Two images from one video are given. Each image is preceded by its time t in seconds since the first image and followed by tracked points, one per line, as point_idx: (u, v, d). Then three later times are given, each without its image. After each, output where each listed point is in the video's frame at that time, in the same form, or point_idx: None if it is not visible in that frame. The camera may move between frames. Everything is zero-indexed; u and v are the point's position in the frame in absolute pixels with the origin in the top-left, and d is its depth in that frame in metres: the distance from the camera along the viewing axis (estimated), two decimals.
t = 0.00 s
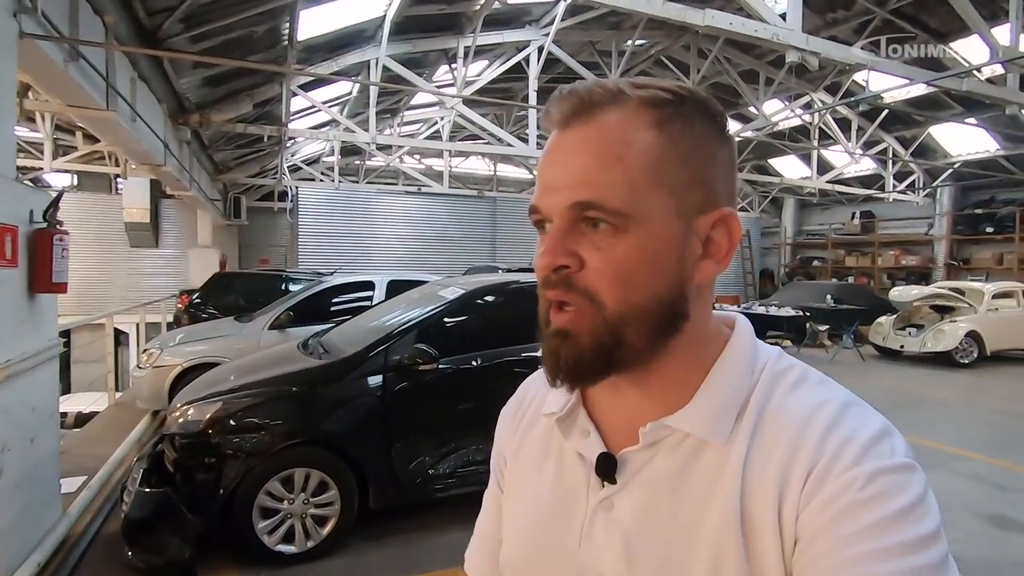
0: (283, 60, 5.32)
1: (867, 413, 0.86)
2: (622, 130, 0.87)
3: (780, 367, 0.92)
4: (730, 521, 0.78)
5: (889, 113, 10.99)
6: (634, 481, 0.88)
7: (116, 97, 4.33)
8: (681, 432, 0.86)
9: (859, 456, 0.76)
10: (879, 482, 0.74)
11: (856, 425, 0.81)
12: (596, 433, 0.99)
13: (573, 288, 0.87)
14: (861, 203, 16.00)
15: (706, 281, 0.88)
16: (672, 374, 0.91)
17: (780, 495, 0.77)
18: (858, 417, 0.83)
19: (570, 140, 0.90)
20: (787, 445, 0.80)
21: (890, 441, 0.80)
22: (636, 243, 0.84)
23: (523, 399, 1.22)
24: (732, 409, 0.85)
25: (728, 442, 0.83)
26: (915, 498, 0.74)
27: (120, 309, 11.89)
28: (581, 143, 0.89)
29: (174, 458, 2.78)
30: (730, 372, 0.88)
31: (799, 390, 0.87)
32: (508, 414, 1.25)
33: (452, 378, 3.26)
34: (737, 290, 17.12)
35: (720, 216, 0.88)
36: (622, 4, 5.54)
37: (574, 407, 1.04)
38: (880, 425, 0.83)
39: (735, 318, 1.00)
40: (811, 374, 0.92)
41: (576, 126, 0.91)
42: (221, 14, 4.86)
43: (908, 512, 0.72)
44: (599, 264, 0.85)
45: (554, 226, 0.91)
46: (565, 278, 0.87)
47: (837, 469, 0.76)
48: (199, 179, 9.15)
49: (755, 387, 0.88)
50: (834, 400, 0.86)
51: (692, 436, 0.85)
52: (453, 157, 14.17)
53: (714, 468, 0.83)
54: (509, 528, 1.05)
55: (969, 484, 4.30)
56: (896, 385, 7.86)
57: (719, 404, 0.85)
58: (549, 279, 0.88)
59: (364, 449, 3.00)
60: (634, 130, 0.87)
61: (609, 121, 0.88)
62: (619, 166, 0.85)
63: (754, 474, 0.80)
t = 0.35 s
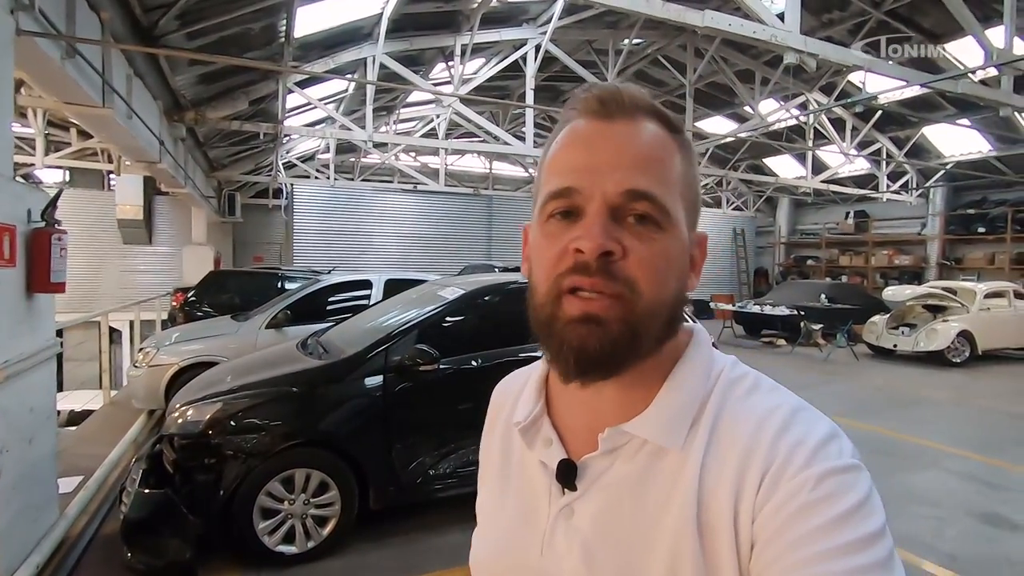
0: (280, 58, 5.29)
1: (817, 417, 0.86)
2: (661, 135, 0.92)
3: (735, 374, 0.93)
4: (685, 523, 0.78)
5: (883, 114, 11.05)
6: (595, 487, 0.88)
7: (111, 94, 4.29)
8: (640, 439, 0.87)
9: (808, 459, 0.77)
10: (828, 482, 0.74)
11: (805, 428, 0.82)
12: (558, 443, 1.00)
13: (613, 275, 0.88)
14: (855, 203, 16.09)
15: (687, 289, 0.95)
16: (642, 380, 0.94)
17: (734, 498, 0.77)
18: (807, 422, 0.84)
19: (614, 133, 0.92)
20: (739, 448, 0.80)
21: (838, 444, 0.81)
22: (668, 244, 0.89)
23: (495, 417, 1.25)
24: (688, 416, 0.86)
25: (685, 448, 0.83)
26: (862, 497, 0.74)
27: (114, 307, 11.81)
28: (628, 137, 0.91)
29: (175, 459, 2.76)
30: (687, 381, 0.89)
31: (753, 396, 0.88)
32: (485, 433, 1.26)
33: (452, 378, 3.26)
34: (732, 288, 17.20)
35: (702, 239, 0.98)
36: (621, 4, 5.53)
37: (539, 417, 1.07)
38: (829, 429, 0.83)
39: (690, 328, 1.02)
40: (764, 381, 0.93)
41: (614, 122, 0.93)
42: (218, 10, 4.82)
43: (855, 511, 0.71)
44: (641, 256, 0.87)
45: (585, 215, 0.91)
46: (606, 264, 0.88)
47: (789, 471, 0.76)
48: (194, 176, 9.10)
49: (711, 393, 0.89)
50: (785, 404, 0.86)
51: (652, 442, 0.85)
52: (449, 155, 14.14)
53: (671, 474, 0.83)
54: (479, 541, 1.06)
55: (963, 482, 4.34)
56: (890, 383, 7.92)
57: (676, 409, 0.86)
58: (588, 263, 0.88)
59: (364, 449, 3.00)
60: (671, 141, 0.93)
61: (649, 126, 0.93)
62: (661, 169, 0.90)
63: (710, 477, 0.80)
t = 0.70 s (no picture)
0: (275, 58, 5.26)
1: (800, 411, 0.86)
2: (648, 136, 0.93)
3: (720, 370, 0.93)
4: (672, 517, 0.78)
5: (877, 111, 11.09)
6: (585, 485, 0.88)
7: (104, 95, 4.25)
8: (629, 436, 0.86)
9: (790, 451, 0.77)
10: (809, 475, 0.74)
11: (788, 422, 0.81)
12: (549, 443, 0.99)
13: (604, 273, 0.87)
14: (848, 200, 16.17)
15: (676, 288, 0.95)
16: (631, 379, 0.93)
17: (719, 492, 0.77)
18: (790, 415, 0.84)
19: (603, 134, 0.92)
20: (724, 445, 0.80)
21: (819, 436, 0.81)
22: (656, 243, 0.89)
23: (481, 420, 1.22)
24: (675, 412, 0.86)
25: (673, 445, 0.83)
26: (842, 489, 0.74)
27: (108, 311, 11.74)
28: (616, 137, 0.92)
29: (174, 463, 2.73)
30: (675, 377, 0.89)
31: (738, 391, 0.88)
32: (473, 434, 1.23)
33: (452, 379, 3.25)
34: (727, 287, 17.26)
35: (689, 238, 0.98)
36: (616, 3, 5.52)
37: (529, 418, 1.04)
38: (811, 421, 0.84)
39: (677, 326, 1.02)
40: (747, 376, 0.93)
41: (602, 123, 0.94)
42: (212, 11, 4.78)
43: (834, 503, 0.71)
44: (632, 255, 0.87)
45: (575, 215, 0.91)
46: (597, 261, 0.87)
47: (771, 464, 0.76)
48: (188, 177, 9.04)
49: (697, 389, 0.89)
50: (769, 399, 0.86)
51: (641, 439, 0.85)
52: (444, 155, 14.12)
53: (660, 470, 0.82)
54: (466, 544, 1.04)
55: (960, 477, 4.36)
56: (886, 379, 7.96)
57: (661, 406, 0.86)
58: (578, 261, 0.87)
59: (365, 451, 2.99)
60: (658, 143, 0.94)
61: (637, 127, 0.93)
62: (649, 170, 0.91)
63: (695, 473, 0.80)
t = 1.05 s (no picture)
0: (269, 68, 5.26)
1: (786, 407, 0.87)
2: (644, 140, 0.93)
3: (708, 369, 0.93)
4: (668, 514, 0.77)
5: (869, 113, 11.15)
6: (578, 486, 0.86)
7: (98, 106, 4.25)
8: (623, 433, 0.86)
9: (780, 447, 0.78)
10: (798, 470, 0.75)
11: (776, 418, 0.82)
12: (541, 444, 0.95)
13: (600, 275, 0.86)
14: (843, 202, 16.23)
15: (665, 287, 0.95)
16: (624, 378, 0.92)
17: (712, 488, 0.77)
18: (778, 412, 0.85)
19: (602, 133, 0.92)
20: (715, 441, 0.80)
21: (806, 432, 0.82)
22: (651, 244, 0.89)
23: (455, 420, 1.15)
24: (668, 410, 0.85)
25: (667, 443, 0.83)
26: (830, 483, 0.75)
27: (103, 323, 11.68)
28: (614, 138, 0.91)
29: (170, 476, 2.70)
30: (666, 375, 0.89)
31: (727, 389, 0.88)
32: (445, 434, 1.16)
33: (450, 386, 3.24)
34: (724, 290, 17.28)
35: (678, 239, 0.98)
36: (609, 8, 5.54)
37: (519, 419, 1.00)
38: (797, 418, 0.84)
39: (665, 324, 1.01)
40: (734, 374, 0.94)
41: (602, 123, 0.93)
42: (206, 21, 4.78)
43: (823, 497, 0.72)
44: (628, 256, 0.87)
45: (572, 214, 0.90)
46: (593, 262, 0.86)
47: (761, 460, 0.77)
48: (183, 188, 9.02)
49: (687, 388, 0.89)
50: (756, 396, 0.87)
51: (635, 437, 0.84)
52: (439, 163, 14.14)
53: (653, 469, 0.82)
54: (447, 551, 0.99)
55: (961, 477, 4.35)
56: (885, 380, 7.97)
57: (654, 403, 0.86)
58: (574, 262, 0.86)
59: (363, 460, 2.97)
60: (653, 146, 0.94)
61: (634, 129, 0.93)
62: (646, 171, 0.91)
63: (688, 472, 0.79)
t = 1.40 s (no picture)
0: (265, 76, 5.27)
1: (760, 409, 0.87)
2: (632, 147, 0.93)
3: (683, 372, 0.93)
4: (649, 524, 0.76)
5: (867, 114, 11.16)
6: (557, 497, 0.84)
7: (94, 115, 4.25)
8: (600, 442, 0.84)
9: (757, 453, 0.77)
10: (775, 476, 0.75)
11: (752, 422, 0.82)
12: (516, 455, 0.94)
13: (585, 288, 0.85)
14: (842, 204, 16.23)
15: (647, 294, 0.95)
16: (602, 389, 0.90)
17: (689, 497, 0.76)
18: (754, 416, 0.84)
19: (593, 140, 0.90)
20: (693, 447, 0.79)
21: (783, 436, 0.82)
22: (635, 254, 0.89)
23: (427, 429, 1.13)
24: (645, 416, 0.84)
25: (643, 450, 0.82)
26: (807, 489, 0.75)
27: (103, 332, 11.69)
28: (605, 145, 0.90)
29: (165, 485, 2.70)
30: (646, 380, 0.88)
31: (703, 393, 0.88)
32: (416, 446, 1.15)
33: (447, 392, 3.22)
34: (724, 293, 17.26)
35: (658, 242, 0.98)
36: (605, 12, 5.55)
37: (490, 430, 0.99)
38: (772, 421, 0.84)
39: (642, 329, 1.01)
40: (709, 377, 0.94)
41: (592, 129, 0.91)
42: (202, 30, 4.79)
43: (799, 503, 0.72)
44: (613, 268, 0.87)
45: (558, 223, 0.89)
46: (580, 275, 0.85)
47: (739, 467, 0.76)
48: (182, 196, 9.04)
49: (663, 392, 0.88)
50: (732, 399, 0.87)
51: (613, 445, 0.83)
52: (438, 168, 14.16)
53: (630, 477, 0.81)
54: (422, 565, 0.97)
55: (963, 478, 4.32)
56: (885, 381, 7.95)
57: (633, 410, 0.84)
58: (561, 275, 0.85)
59: (358, 468, 2.96)
60: (639, 150, 0.94)
61: (623, 136, 0.92)
62: (633, 180, 0.91)
63: (666, 480, 0.78)
